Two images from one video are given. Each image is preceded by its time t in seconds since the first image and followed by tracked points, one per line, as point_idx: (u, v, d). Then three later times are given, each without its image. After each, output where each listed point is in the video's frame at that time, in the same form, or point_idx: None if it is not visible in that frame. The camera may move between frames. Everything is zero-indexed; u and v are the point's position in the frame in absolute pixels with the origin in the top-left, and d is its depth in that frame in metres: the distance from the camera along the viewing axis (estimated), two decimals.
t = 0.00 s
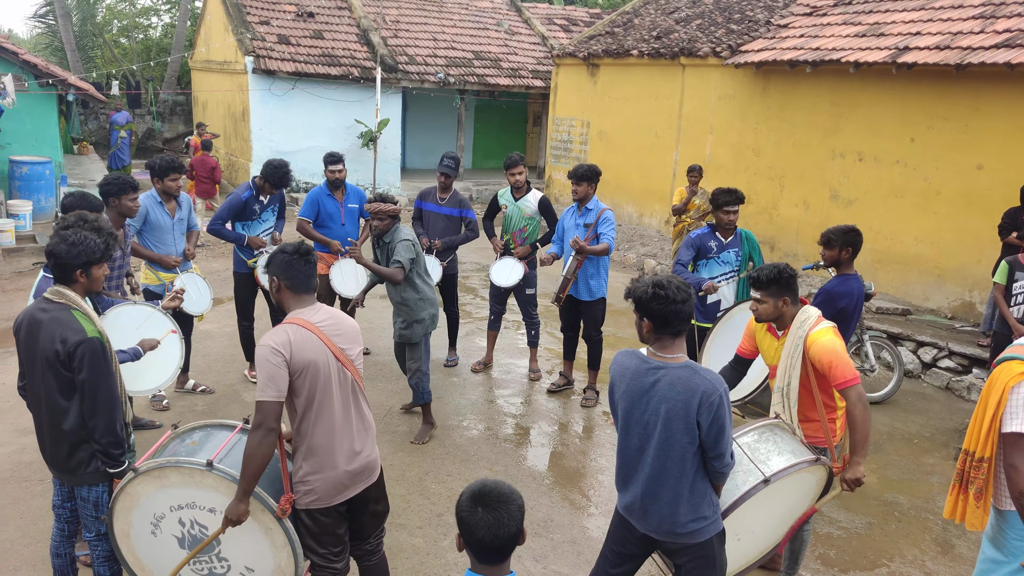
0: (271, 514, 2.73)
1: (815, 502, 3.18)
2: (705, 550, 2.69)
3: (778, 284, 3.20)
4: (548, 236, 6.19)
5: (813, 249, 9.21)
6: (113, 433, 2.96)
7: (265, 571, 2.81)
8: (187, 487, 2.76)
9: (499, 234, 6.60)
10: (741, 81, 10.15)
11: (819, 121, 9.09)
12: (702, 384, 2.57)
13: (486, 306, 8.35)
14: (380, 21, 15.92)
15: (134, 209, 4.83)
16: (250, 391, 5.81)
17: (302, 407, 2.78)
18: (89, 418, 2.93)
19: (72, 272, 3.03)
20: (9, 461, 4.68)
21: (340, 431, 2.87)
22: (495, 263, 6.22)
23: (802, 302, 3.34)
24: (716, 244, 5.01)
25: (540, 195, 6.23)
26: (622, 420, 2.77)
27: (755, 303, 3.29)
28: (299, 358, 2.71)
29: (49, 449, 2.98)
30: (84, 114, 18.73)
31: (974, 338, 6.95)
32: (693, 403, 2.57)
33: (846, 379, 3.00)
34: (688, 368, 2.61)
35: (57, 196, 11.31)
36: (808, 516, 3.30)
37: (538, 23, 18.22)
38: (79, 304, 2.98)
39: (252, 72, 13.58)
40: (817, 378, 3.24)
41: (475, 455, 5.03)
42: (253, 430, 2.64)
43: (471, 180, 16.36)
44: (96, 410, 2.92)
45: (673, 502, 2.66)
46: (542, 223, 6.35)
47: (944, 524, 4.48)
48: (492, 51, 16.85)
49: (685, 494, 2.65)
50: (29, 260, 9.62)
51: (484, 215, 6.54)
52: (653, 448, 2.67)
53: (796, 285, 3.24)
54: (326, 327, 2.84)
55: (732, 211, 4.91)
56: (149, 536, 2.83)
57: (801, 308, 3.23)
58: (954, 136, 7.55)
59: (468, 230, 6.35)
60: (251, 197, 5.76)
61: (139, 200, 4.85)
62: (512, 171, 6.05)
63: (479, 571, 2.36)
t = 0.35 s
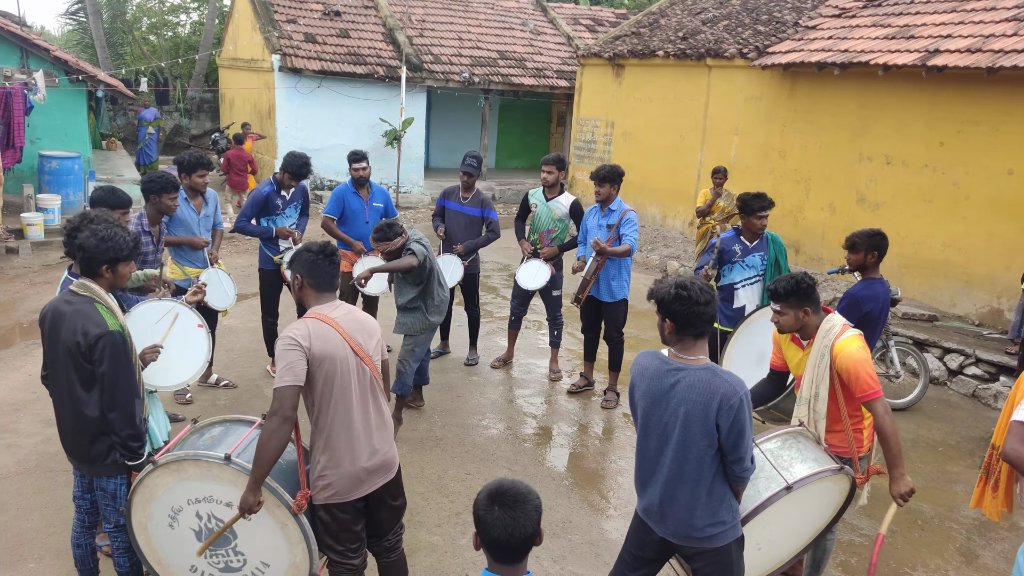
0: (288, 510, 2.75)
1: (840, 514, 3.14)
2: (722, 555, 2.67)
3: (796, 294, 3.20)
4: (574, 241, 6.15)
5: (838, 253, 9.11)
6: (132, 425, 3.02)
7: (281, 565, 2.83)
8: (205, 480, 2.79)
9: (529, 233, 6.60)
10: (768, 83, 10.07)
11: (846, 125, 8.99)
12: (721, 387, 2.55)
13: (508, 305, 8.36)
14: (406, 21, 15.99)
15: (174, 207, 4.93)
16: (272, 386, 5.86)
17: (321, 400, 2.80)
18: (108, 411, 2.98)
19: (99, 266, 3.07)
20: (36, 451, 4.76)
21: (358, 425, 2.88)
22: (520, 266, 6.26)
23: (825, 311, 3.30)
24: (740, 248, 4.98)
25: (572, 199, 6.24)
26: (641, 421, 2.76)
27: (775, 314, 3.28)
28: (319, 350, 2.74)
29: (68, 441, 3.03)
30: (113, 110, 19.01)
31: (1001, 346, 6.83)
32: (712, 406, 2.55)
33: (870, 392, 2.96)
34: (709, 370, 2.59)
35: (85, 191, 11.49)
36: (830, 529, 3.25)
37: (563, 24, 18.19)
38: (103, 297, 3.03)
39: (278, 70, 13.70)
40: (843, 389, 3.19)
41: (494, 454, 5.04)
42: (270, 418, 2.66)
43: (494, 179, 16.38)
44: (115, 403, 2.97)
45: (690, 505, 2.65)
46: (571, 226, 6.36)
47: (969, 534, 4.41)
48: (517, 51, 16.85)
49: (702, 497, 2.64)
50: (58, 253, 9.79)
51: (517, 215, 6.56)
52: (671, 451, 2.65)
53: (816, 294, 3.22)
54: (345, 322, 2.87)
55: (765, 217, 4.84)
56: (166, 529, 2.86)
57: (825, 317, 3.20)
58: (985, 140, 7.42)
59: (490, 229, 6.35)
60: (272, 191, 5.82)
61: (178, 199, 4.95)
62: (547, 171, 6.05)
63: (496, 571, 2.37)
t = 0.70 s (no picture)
0: (298, 510, 2.76)
1: (856, 525, 3.09)
2: (732, 560, 2.66)
3: (812, 299, 3.17)
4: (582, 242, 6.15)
5: (850, 256, 9.05)
6: (141, 426, 3.04)
7: (292, 564, 2.84)
8: (215, 481, 2.80)
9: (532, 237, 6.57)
10: (780, 86, 10.03)
11: (859, 127, 8.93)
12: (732, 390, 2.54)
13: (518, 307, 8.36)
14: (419, 23, 16.04)
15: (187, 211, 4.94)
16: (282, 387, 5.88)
17: (328, 401, 2.80)
18: (117, 411, 3.00)
19: (111, 267, 3.10)
20: (47, 450, 4.80)
21: (366, 426, 2.89)
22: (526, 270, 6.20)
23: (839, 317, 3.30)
24: (753, 251, 4.94)
25: (577, 200, 6.21)
26: (652, 425, 2.75)
27: (789, 319, 3.25)
28: (325, 352, 2.74)
29: (78, 440, 3.05)
30: (128, 112, 19.17)
31: (1016, 350, 6.76)
32: (723, 408, 2.54)
33: (881, 399, 2.99)
34: (719, 373, 2.58)
35: (99, 192, 11.59)
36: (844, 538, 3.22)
37: (575, 26, 18.19)
38: (115, 298, 3.05)
39: (291, 73, 13.78)
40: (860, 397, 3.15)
41: (503, 456, 5.03)
42: (281, 419, 2.66)
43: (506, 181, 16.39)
44: (125, 403, 2.99)
45: (700, 509, 2.63)
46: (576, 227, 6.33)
47: (983, 540, 4.37)
48: (529, 54, 16.87)
49: (713, 501, 2.62)
50: (72, 254, 9.88)
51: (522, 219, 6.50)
52: (681, 454, 2.64)
53: (831, 301, 3.21)
54: (352, 324, 2.86)
55: (780, 220, 4.84)
56: (177, 529, 2.88)
57: (839, 323, 3.18)
58: (999, 143, 7.35)
59: (500, 231, 6.35)
60: (279, 192, 5.84)
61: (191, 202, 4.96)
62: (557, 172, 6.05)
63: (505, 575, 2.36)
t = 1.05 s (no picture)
0: (292, 508, 2.76)
1: (845, 514, 3.13)
2: (727, 554, 2.67)
3: (824, 289, 3.15)
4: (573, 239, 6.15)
5: (844, 252, 9.08)
6: (138, 421, 3.06)
7: (287, 562, 2.84)
8: (210, 477, 2.80)
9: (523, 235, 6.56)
10: (774, 81, 10.04)
11: (852, 123, 8.95)
12: (727, 384, 2.55)
13: (512, 304, 8.36)
14: (412, 19, 15.99)
15: (165, 201, 4.92)
16: (277, 384, 5.88)
17: (325, 400, 2.80)
18: (114, 408, 3.00)
19: (103, 264, 3.08)
20: (41, 449, 4.78)
21: (362, 424, 2.89)
22: (518, 265, 6.15)
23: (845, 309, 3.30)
24: (748, 244, 4.95)
25: (568, 196, 6.23)
26: (647, 421, 2.76)
27: (798, 307, 3.24)
28: (322, 351, 2.74)
29: (74, 438, 3.04)
30: (119, 108, 19.07)
31: (1008, 345, 6.80)
32: (718, 403, 2.55)
33: (896, 386, 2.99)
34: (713, 368, 2.59)
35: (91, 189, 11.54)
36: (838, 528, 3.25)
37: (569, 22, 18.15)
38: (107, 294, 3.04)
39: (284, 68, 13.72)
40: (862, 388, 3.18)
41: (498, 452, 5.04)
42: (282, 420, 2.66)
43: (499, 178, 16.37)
44: (121, 399, 3.00)
45: (696, 504, 2.64)
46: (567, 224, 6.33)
47: (976, 534, 4.40)
48: (523, 49, 16.83)
49: (708, 496, 2.63)
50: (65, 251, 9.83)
51: (512, 217, 6.50)
52: (677, 450, 2.65)
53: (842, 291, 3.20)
54: (348, 322, 2.86)
55: (778, 215, 4.83)
56: (173, 525, 2.87)
57: (846, 315, 3.20)
58: (992, 139, 7.38)
59: (494, 227, 6.32)
60: (270, 189, 5.83)
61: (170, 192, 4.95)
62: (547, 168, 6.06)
63: (502, 572, 2.35)
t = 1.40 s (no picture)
0: (279, 506, 2.74)
1: (829, 500, 3.15)
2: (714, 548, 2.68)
3: (800, 281, 3.20)
4: (560, 234, 6.13)
5: (828, 247, 9.14)
6: (122, 421, 2.98)
7: (272, 560, 2.83)
8: (195, 476, 2.78)
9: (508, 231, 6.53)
10: (758, 77, 10.08)
11: (837, 119, 9.00)
12: (713, 379, 2.56)
13: (498, 300, 8.36)
14: (396, 15, 15.93)
15: (145, 199, 4.89)
16: (262, 382, 5.84)
17: (309, 398, 2.78)
18: (97, 408, 2.95)
19: (85, 261, 3.05)
20: (22, 448, 4.73)
21: (347, 422, 2.87)
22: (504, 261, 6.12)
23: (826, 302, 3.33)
24: (734, 241, 4.96)
25: (552, 191, 6.21)
26: (633, 414, 2.76)
27: (776, 299, 3.29)
28: (307, 348, 2.72)
29: (59, 438, 3.01)
30: (101, 105, 18.88)
31: (990, 338, 6.87)
32: (704, 397, 2.56)
33: (862, 379, 2.98)
34: (700, 362, 2.59)
35: (73, 186, 11.41)
36: (821, 519, 3.27)
37: (554, 18, 18.15)
38: (90, 293, 3.00)
39: (268, 65, 13.63)
40: (837, 378, 3.20)
41: (485, 448, 5.04)
42: (263, 419, 2.65)
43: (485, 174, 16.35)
44: (104, 399, 2.94)
45: (683, 498, 2.65)
46: (553, 218, 6.33)
47: (958, 525, 4.44)
48: (508, 45, 16.82)
49: (695, 490, 2.64)
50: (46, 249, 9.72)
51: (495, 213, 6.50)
52: (663, 444, 2.65)
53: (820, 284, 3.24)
54: (334, 319, 2.84)
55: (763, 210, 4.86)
56: (157, 524, 2.85)
57: (823, 306, 3.21)
58: (975, 134, 7.45)
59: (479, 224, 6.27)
60: (254, 186, 5.78)
61: (150, 190, 4.91)
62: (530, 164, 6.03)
63: (488, 568, 2.35)
